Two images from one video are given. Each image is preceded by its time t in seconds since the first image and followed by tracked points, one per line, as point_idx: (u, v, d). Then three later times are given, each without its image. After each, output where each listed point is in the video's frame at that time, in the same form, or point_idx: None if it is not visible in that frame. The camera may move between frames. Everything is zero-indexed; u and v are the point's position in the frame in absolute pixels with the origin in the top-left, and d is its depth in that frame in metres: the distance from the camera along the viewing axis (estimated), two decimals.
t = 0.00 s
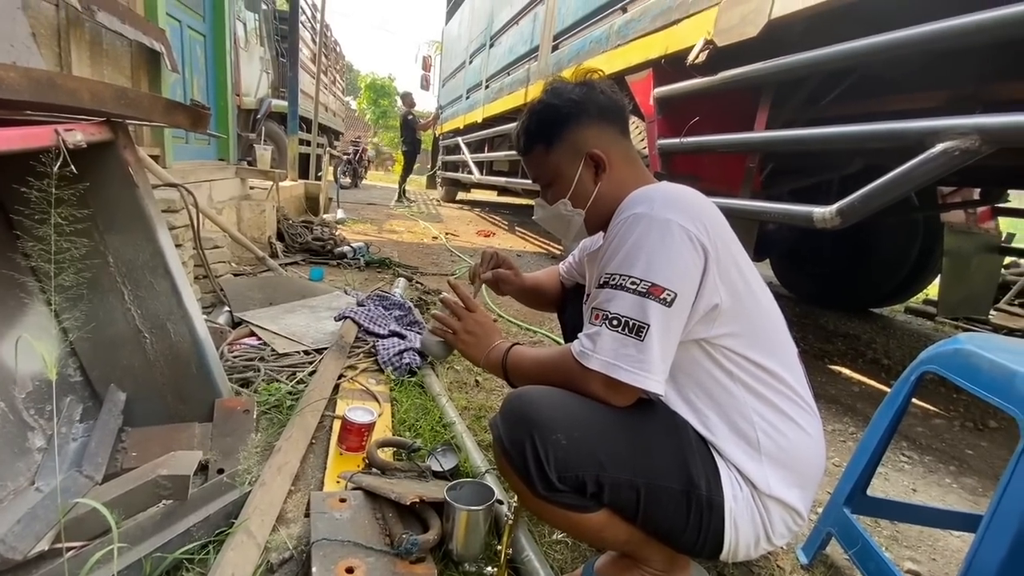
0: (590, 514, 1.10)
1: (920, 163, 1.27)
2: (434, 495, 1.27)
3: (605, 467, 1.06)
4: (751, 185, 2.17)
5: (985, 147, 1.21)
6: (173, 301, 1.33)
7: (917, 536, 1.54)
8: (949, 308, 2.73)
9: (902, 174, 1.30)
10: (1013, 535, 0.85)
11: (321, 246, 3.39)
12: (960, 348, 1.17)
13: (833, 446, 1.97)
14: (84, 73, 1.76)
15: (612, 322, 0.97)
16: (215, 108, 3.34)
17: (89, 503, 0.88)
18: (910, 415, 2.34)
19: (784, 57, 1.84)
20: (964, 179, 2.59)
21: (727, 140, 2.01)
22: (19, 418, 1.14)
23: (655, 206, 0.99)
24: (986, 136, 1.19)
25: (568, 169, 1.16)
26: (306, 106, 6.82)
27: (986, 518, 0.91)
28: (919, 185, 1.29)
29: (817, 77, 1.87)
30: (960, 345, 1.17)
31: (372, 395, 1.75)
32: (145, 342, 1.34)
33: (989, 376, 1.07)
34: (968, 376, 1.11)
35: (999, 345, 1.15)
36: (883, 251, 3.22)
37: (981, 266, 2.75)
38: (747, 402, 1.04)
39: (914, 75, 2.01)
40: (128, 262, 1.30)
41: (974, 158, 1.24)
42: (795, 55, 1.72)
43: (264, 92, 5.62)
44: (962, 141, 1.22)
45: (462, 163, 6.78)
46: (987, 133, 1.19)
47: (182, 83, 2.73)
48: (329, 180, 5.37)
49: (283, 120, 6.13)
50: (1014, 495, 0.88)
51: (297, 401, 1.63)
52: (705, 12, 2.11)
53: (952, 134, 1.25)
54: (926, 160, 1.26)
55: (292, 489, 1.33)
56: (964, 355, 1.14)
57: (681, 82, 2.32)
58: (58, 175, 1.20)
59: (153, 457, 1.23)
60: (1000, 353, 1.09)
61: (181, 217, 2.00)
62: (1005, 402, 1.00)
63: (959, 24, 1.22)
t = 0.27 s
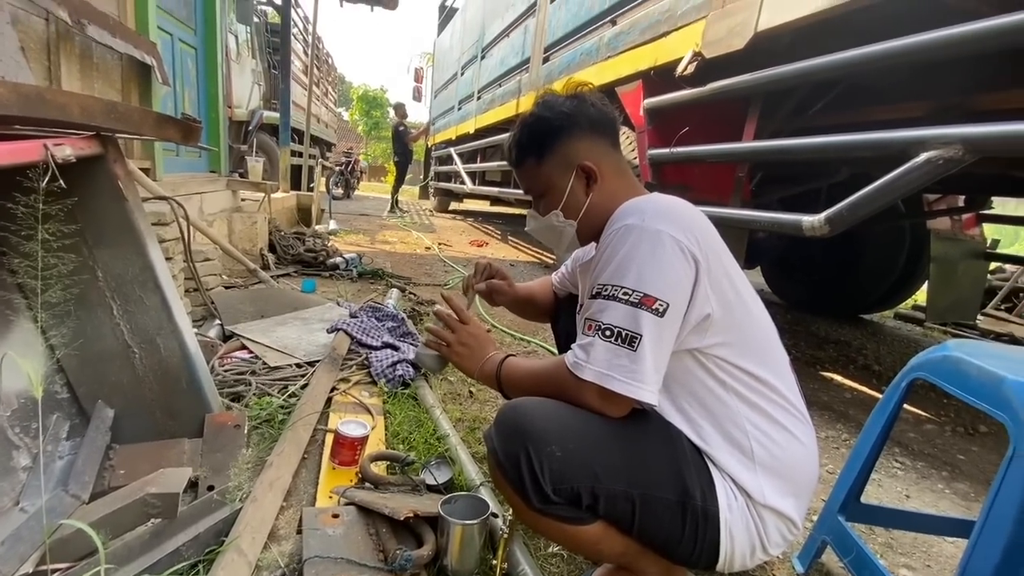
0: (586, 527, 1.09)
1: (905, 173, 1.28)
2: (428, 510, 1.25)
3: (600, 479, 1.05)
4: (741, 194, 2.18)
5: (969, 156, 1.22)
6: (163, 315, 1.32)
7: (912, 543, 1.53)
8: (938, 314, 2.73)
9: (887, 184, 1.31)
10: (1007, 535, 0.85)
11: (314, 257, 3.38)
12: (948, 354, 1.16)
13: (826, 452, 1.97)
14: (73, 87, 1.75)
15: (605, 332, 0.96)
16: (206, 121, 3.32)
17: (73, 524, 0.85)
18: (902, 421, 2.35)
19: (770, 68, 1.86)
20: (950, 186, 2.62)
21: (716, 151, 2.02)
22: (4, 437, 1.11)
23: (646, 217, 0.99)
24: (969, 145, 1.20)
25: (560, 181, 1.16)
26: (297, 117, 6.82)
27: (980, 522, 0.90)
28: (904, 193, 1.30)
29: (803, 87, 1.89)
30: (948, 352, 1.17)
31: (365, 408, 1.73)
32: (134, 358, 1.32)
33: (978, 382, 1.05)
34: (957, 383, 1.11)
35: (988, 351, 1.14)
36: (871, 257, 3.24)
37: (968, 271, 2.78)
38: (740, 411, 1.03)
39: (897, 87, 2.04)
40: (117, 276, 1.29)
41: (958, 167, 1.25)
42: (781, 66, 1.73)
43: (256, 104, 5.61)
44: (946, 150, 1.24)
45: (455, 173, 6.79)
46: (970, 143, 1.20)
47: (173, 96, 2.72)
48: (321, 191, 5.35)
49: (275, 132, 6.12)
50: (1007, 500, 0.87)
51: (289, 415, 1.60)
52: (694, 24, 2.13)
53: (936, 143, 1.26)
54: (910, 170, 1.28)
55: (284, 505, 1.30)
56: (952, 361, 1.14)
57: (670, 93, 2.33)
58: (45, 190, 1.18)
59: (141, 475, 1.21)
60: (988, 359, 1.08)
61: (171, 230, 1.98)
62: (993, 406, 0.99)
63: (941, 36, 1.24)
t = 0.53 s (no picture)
0: (574, 556, 1.08)
1: (883, 193, 1.29)
2: (415, 540, 1.24)
3: (586, 508, 1.05)
4: (725, 212, 2.19)
5: (945, 176, 1.23)
6: (146, 343, 1.30)
7: (899, 561, 1.54)
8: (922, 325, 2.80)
9: (866, 203, 1.32)
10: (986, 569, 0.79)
11: (301, 274, 3.36)
12: (926, 377, 1.14)
13: (814, 468, 1.97)
14: (56, 109, 1.74)
15: (589, 359, 0.96)
16: (193, 140, 3.29)
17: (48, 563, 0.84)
18: (888, 434, 2.36)
19: (751, 88, 1.88)
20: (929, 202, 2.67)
21: (701, 169, 2.04)
22: None
23: (629, 244, 0.99)
24: (944, 166, 1.22)
25: (544, 208, 1.16)
26: (286, 132, 6.81)
27: (960, 554, 0.84)
28: (882, 213, 1.30)
29: (784, 108, 1.92)
30: (926, 374, 1.14)
31: (352, 432, 1.71)
32: (116, 387, 1.30)
33: (956, 406, 1.02)
34: (938, 406, 1.07)
35: (968, 375, 1.11)
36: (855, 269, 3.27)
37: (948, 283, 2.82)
38: (724, 436, 1.01)
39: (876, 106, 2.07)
40: (99, 304, 1.28)
41: (934, 187, 1.27)
42: (762, 87, 1.75)
43: (244, 120, 5.60)
44: (922, 171, 1.25)
45: (444, 188, 6.80)
46: (945, 164, 1.21)
47: (159, 116, 2.71)
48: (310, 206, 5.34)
49: (263, 147, 6.10)
50: (984, 531, 0.81)
51: (274, 442, 1.59)
52: (678, 45, 2.15)
53: (912, 164, 1.28)
54: (888, 190, 1.29)
55: (268, 536, 1.28)
56: (930, 384, 1.11)
57: (654, 112, 2.35)
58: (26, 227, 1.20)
59: (122, 507, 1.19)
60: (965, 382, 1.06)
61: (156, 252, 1.96)
62: (970, 430, 0.96)
63: (915, 61, 1.26)
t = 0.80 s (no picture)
0: None
1: (863, 214, 1.31)
2: (404, 569, 1.23)
3: (574, 539, 1.04)
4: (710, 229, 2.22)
5: (922, 198, 1.26)
6: (131, 371, 1.29)
7: None
8: (907, 335, 2.82)
9: (847, 224, 1.33)
10: None
11: (290, 290, 3.35)
12: (906, 401, 1.15)
13: (802, 484, 1.98)
14: (43, 131, 1.74)
15: (576, 389, 0.96)
16: (181, 156, 3.27)
17: None
18: (874, 448, 2.38)
19: (735, 108, 1.91)
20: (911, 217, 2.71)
21: (687, 187, 2.06)
22: None
23: (614, 273, 1.00)
24: (921, 188, 1.25)
25: (531, 234, 1.17)
26: (276, 145, 6.79)
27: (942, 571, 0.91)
28: (862, 233, 1.32)
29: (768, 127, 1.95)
30: (906, 399, 1.16)
31: (340, 455, 1.70)
32: (100, 416, 1.29)
33: (934, 430, 1.04)
34: (915, 427, 1.10)
35: (943, 396, 1.14)
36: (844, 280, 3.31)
37: (932, 294, 2.87)
38: (710, 461, 1.01)
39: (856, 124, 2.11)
40: (84, 332, 1.27)
41: (911, 208, 1.30)
42: (746, 108, 1.78)
43: (233, 133, 5.58)
44: (899, 193, 1.28)
45: (434, 199, 6.80)
46: (922, 186, 1.24)
47: (146, 134, 2.70)
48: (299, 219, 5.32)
49: (252, 161, 6.08)
50: (964, 551, 0.88)
51: (262, 467, 1.57)
52: (662, 64, 2.17)
53: (890, 186, 1.30)
54: (868, 211, 1.30)
55: (256, 566, 1.26)
56: (910, 409, 1.13)
57: (641, 130, 2.38)
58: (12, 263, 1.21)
59: (107, 539, 1.18)
60: (943, 406, 1.08)
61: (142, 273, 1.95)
62: (946, 453, 0.99)
63: (893, 85, 1.29)
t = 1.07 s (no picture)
0: None
1: (848, 224, 1.33)
2: None
3: (562, 553, 1.03)
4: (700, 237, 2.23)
5: (904, 209, 1.28)
6: (115, 386, 1.27)
7: None
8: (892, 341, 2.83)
9: (831, 234, 1.34)
10: None
11: (279, 299, 3.32)
12: (890, 411, 1.16)
13: (791, 492, 1.98)
14: (27, 141, 1.72)
15: (564, 402, 0.95)
16: (168, 165, 3.25)
17: None
18: (861, 455, 2.39)
19: (722, 120, 1.92)
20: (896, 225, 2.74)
21: (675, 197, 2.07)
22: None
23: (602, 285, 1.00)
24: (903, 199, 1.27)
25: (520, 246, 1.16)
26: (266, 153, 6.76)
27: None
28: (847, 242, 1.34)
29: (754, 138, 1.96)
30: (890, 409, 1.16)
31: (329, 468, 1.69)
32: (84, 432, 1.27)
33: (918, 440, 1.05)
34: (898, 436, 1.11)
35: (926, 406, 1.15)
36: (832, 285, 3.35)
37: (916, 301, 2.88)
38: (698, 473, 1.00)
39: (840, 134, 2.12)
40: (67, 347, 1.25)
41: (893, 220, 1.31)
42: (732, 119, 1.79)
43: (222, 142, 5.56)
44: (882, 204, 1.30)
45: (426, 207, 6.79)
46: (904, 197, 1.26)
47: (133, 143, 2.68)
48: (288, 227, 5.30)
49: (241, 169, 6.05)
50: (948, 559, 0.88)
51: (249, 482, 1.55)
52: (649, 77, 2.19)
53: (873, 197, 1.33)
54: (852, 221, 1.32)
55: None
56: (895, 419, 1.13)
57: (630, 140, 2.39)
58: None
59: (89, 558, 1.16)
60: (926, 416, 1.09)
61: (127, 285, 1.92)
62: (931, 463, 0.99)
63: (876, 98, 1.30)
